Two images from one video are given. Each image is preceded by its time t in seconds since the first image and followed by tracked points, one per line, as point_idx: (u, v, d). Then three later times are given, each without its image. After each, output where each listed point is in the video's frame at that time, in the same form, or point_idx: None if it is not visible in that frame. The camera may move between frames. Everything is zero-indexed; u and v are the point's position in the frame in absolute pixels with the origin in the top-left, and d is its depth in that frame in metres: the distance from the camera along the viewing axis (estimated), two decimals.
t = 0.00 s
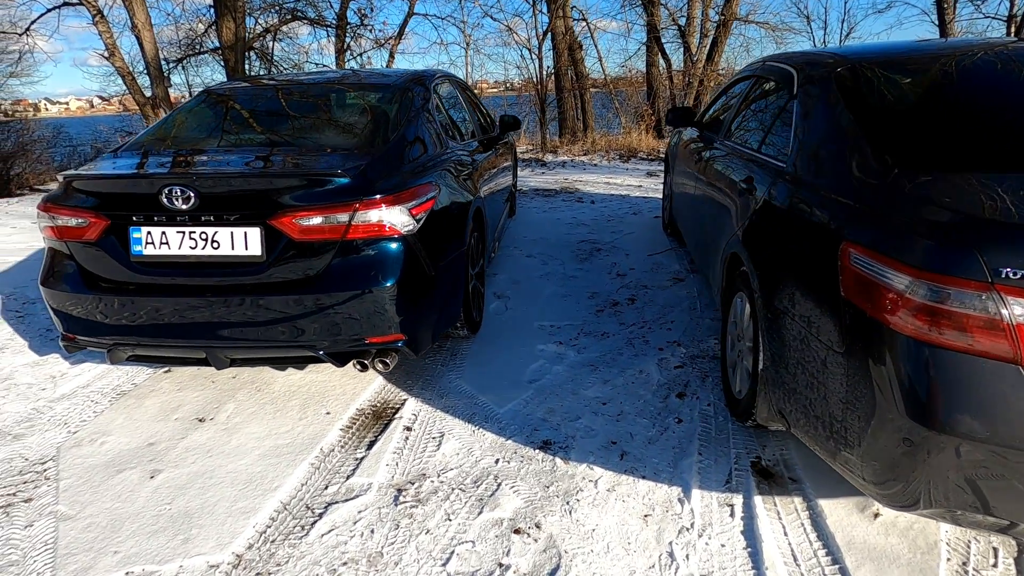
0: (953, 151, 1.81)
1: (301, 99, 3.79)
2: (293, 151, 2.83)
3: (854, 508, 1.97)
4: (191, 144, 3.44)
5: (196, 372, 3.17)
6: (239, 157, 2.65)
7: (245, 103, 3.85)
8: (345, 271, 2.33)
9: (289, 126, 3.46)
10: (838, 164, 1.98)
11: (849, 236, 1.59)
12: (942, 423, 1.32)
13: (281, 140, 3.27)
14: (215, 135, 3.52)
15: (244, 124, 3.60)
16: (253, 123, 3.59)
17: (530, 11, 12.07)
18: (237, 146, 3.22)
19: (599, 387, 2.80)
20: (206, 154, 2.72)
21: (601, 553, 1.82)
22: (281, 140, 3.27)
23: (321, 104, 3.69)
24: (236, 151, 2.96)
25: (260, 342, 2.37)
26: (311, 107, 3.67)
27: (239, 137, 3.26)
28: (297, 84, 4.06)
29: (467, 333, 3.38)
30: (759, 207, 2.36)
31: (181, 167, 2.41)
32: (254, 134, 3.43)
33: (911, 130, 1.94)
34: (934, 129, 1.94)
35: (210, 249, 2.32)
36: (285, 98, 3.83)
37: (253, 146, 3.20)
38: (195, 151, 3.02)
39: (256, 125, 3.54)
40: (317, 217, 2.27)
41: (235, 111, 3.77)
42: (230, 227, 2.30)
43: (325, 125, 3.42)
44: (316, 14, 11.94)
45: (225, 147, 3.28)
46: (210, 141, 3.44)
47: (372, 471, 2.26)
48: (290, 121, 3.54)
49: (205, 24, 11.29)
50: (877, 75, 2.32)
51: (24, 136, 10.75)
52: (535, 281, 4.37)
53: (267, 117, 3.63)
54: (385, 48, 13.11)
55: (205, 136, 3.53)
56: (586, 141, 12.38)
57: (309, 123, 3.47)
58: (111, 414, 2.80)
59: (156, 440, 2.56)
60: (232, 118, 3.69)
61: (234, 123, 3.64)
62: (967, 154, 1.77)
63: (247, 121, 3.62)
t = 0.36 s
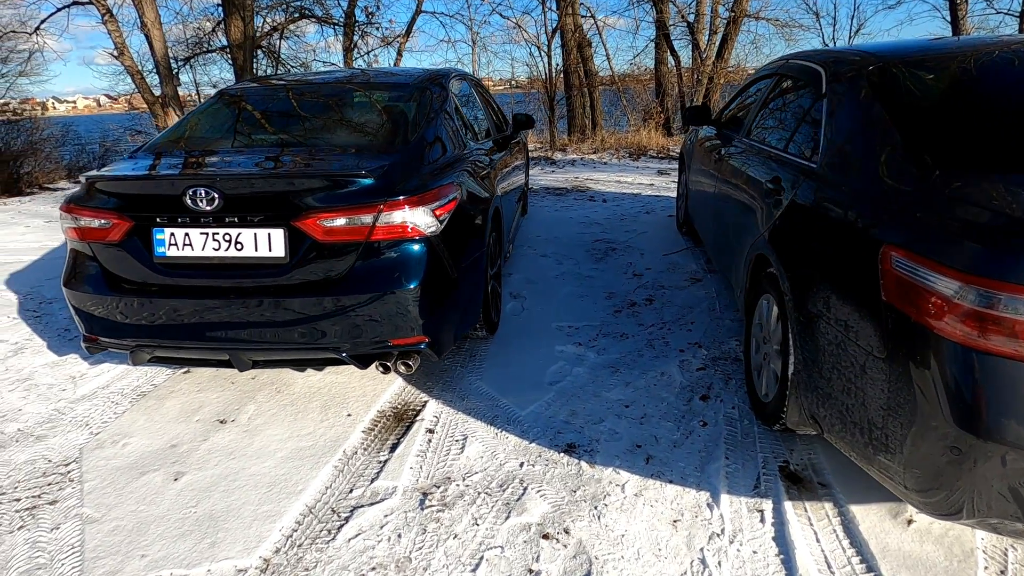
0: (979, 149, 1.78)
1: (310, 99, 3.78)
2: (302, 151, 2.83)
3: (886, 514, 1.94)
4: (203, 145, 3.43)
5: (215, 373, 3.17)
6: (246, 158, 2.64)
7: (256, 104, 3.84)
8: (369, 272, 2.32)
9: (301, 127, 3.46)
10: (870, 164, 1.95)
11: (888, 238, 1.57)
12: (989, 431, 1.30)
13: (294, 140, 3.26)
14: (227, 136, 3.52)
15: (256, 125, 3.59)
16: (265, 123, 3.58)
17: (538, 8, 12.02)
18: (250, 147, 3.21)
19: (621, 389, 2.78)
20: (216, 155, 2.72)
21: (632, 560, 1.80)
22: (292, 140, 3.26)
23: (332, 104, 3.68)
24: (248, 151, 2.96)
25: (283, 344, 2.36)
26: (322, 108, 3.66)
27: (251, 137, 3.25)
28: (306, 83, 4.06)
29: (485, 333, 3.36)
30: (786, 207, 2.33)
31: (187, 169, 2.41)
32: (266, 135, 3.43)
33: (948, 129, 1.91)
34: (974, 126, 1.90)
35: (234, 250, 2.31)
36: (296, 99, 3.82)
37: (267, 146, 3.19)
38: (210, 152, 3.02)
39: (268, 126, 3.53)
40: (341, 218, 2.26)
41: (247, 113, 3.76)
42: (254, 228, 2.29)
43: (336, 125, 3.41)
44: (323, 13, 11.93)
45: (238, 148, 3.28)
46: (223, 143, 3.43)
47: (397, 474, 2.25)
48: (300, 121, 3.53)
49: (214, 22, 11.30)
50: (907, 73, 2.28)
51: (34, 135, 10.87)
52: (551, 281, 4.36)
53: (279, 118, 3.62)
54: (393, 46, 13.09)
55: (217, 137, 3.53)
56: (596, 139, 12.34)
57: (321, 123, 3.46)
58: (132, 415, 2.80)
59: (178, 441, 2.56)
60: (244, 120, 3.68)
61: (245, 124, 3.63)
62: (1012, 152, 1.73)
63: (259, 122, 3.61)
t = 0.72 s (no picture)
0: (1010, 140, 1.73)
1: (319, 99, 3.77)
2: (310, 149, 2.83)
3: (910, 515, 1.91)
4: (212, 144, 3.43)
5: (228, 372, 3.17)
6: (253, 156, 2.64)
7: (265, 104, 3.84)
8: (385, 271, 2.30)
9: (310, 126, 3.45)
10: (895, 160, 1.92)
11: (917, 236, 1.54)
12: None
13: (302, 139, 3.25)
14: (235, 135, 3.51)
15: (265, 125, 3.59)
16: (274, 123, 3.57)
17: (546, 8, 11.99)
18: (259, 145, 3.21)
19: (636, 388, 2.76)
20: (225, 154, 2.71)
21: (653, 561, 1.79)
22: (300, 139, 3.26)
23: (340, 103, 3.67)
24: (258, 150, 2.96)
25: (298, 342, 2.35)
26: (331, 107, 3.64)
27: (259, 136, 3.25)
28: (314, 82, 4.05)
29: (498, 333, 3.34)
30: (806, 205, 2.30)
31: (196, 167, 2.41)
32: (274, 134, 3.42)
33: (977, 119, 1.86)
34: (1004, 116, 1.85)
35: (250, 248, 2.30)
36: (304, 98, 3.81)
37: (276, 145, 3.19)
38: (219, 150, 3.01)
39: (276, 126, 3.53)
40: (357, 216, 2.25)
41: (255, 112, 3.76)
42: (269, 226, 2.28)
43: (345, 124, 3.40)
44: (330, 13, 11.95)
45: (247, 146, 3.28)
46: (232, 142, 3.42)
47: (413, 473, 2.23)
48: (308, 121, 3.53)
49: (221, 23, 11.34)
50: (929, 65, 2.24)
51: (43, 135, 11.67)
52: (562, 280, 4.33)
53: (287, 117, 3.62)
54: (399, 46, 13.09)
55: (225, 137, 3.52)
56: (603, 138, 12.30)
57: (329, 122, 3.46)
58: (146, 414, 2.80)
59: (193, 440, 2.55)
60: (253, 120, 3.67)
61: (253, 124, 3.63)
62: None
63: (268, 121, 3.61)
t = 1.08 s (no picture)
0: None
1: (323, 99, 3.75)
2: (314, 149, 2.81)
3: (926, 524, 1.87)
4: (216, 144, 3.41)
5: (232, 374, 3.14)
6: (257, 156, 2.62)
7: (268, 104, 3.81)
8: (389, 273, 2.27)
9: (313, 126, 3.43)
10: (910, 160, 1.87)
11: (936, 237, 1.49)
12: None
13: (306, 139, 3.23)
14: (239, 135, 3.49)
15: (269, 125, 3.56)
16: (278, 123, 3.55)
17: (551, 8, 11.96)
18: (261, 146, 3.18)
19: (643, 392, 2.72)
20: (229, 154, 2.69)
21: (662, 570, 1.75)
22: (304, 139, 3.23)
23: (344, 103, 3.65)
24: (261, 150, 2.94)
25: (301, 345, 2.32)
26: (337, 107, 3.62)
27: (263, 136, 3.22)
28: (319, 82, 4.03)
29: (504, 334, 3.31)
30: (817, 206, 2.25)
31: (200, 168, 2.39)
32: (278, 134, 3.40)
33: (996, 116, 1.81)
34: None
35: (252, 250, 2.27)
36: (310, 98, 3.78)
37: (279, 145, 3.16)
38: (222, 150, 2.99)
39: (280, 126, 3.50)
40: (361, 217, 2.22)
41: (259, 112, 3.74)
42: (272, 227, 2.25)
43: (349, 124, 3.37)
44: (335, 13, 11.95)
45: (251, 147, 3.25)
46: (235, 142, 3.40)
47: (417, 478, 2.20)
48: (312, 120, 3.50)
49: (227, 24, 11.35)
50: (943, 62, 2.19)
51: (50, 138, 11.87)
52: (568, 281, 4.30)
53: (291, 117, 3.59)
54: (404, 46, 13.08)
55: (228, 137, 3.50)
56: (609, 138, 12.26)
57: (333, 122, 3.43)
58: (149, 417, 2.78)
59: (195, 443, 2.53)
60: (257, 120, 3.64)
61: (257, 124, 3.61)
62: None
63: (272, 122, 3.58)
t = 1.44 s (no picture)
0: None
1: (324, 98, 3.69)
2: (314, 149, 2.76)
3: (941, 539, 1.79)
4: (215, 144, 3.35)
5: (225, 380, 3.08)
6: (258, 157, 2.56)
7: (268, 103, 3.75)
8: (383, 278, 2.20)
9: (313, 126, 3.36)
10: (923, 159, 1.79)
11: (953, 241, 1.42)
12: None
13: (305, 140, 3.16)
14: (238, 135, 3.43)
15: (268, 125, 3.50)
16: (277, 122, 3.48)
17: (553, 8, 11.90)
18: (259, 147, 3.12)
19: (646, 399, 2.64)
20: (229, 155, 2.64)
21: None
22: (304, 139, 3.17)
23: (344, 103, 3.58)
24: (261, 150, 2.88)
25: (293, 351, 2.25)
26: (337, 106, 3.56)
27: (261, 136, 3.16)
28: (317, 82, 3.97)
29: (503, 339, 3.24)
30: (825, 207, 2.18)
31: (202, 168, 2.30)
32: (277, 135, 3.33)
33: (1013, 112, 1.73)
34: None
35: (242, 254, 2.21)
36: (310, 97, 3.72)
37: (278, 145, 3.10)
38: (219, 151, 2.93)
39: (279, 126, 3.44)
40: (354, 220, 2.15)
41: (259, 112, 3.67)
42: (263, 230, 2.18)
43: (349, 124, 3.32)
44: (337, 14, 11.90)
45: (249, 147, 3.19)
46: (234, 142, 3.34)
47: (412, 489, 2.13)
48: (312, 120, 3.44)
49: (228, 25, 11.32)
50: (955, 57, 2.11)
51: (54, 139, 11.91)
52: (569, 283, 4.23)
53: (291, 117, 3.52)
54: (406, 47, 13.03)
55: (227, 137, 3.44)
56: (611, 139, 12.18)
57: (332, 122, 3.37)
58: (139, 424, 2.72)
59: (186, 452, 2.46)
60: (257, 119, 3.58)
61: (256, 123, 3.54)
62: None
63: (271, 121, 3.52)
